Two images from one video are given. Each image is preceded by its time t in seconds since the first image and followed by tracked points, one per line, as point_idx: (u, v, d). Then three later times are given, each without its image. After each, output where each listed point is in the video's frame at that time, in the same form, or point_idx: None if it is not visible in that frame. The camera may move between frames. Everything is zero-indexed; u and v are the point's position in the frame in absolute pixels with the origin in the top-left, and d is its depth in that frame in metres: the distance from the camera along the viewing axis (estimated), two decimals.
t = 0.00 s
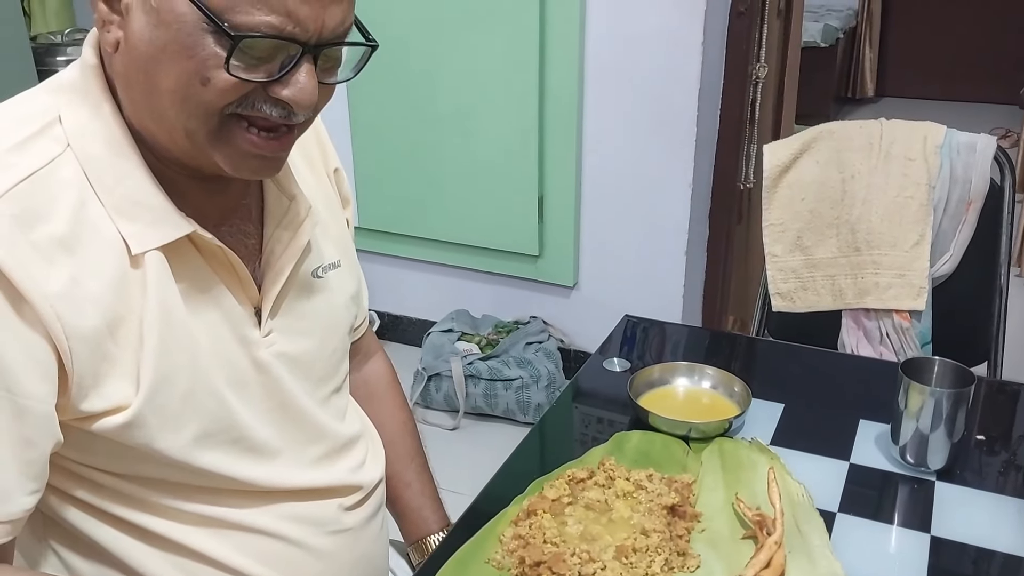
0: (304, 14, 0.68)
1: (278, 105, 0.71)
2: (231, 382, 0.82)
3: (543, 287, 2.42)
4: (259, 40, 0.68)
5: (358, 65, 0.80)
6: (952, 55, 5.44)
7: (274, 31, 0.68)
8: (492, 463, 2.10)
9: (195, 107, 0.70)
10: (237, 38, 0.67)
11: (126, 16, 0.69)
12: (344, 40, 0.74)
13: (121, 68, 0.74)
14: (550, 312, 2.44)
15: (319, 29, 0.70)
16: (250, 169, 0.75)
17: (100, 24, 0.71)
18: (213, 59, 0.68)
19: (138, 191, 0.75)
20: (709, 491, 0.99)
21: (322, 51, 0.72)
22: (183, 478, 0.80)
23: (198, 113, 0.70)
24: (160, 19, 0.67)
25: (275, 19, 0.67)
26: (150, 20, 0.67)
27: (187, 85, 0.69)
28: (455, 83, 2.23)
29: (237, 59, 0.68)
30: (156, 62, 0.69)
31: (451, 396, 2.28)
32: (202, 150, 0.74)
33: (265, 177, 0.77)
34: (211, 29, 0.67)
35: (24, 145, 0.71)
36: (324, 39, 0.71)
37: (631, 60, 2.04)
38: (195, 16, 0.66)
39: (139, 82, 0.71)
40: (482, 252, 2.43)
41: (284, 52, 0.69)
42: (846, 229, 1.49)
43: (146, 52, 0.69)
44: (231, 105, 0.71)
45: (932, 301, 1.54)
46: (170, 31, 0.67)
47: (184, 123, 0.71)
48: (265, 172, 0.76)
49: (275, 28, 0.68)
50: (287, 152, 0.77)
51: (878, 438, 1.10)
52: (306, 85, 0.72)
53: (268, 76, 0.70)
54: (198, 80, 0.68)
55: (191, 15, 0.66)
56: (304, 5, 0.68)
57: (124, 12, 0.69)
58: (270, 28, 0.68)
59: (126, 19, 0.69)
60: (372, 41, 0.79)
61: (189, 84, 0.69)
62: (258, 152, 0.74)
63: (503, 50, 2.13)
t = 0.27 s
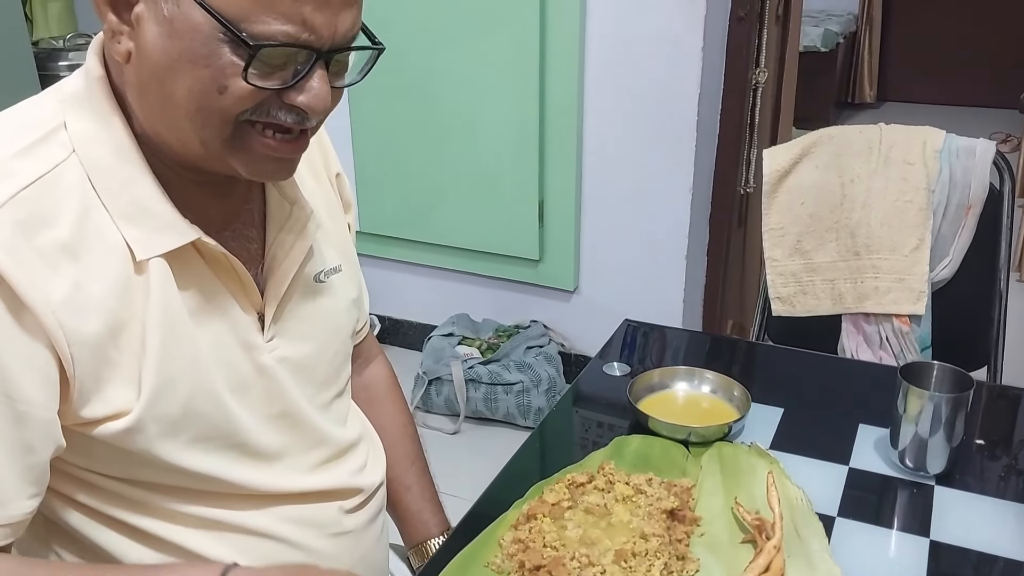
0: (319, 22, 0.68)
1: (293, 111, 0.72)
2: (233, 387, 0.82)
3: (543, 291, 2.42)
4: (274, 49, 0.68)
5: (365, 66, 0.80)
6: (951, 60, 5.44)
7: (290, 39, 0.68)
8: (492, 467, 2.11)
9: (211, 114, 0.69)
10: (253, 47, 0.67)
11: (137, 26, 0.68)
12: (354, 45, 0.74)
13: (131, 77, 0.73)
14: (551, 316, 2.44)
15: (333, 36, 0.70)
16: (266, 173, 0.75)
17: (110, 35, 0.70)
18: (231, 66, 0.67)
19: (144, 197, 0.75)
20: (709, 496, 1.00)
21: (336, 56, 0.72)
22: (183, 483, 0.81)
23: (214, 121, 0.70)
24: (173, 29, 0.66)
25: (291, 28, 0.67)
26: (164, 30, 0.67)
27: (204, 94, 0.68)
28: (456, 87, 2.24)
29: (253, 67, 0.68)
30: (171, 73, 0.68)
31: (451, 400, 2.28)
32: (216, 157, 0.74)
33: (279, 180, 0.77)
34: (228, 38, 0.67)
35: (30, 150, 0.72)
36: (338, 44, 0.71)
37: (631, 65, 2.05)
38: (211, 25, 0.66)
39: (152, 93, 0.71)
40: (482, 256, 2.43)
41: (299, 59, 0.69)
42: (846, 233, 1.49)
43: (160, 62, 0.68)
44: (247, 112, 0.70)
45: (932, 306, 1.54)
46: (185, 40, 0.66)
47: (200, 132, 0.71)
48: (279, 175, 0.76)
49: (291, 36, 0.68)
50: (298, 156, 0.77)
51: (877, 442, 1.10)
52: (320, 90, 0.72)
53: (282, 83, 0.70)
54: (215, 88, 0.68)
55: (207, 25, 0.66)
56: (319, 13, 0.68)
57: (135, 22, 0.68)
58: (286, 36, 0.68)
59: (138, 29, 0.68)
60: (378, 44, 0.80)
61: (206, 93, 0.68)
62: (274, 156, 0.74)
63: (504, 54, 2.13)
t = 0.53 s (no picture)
0: (336, 21, 0.68)
1: (310, 110, 0.72)
2: (236, 389, 0.82)
3: (546, 293, 2.42)
4: (294, 51, 0.68)
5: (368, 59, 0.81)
6: (954, 61, 5.44)
7: (309, 40, 0.68)
8: (494, 469, 2.11)
9: (231, 117, 0.69)
10: (273, 50, 0.67)
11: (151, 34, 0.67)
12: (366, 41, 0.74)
13: (141, 84, 0.72)
14: (553, 318, 2.44)
15: (349, 35, 0.70)
16: (286, 170, 0.75)
17: (121, 40, 0.69)
18: (253, 69, 0.67)
19: (151, 199, 0.75)
20: (711, 497, 1.00)
21: (349, 52, 0.72)
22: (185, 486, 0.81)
23: (234, 124, 0.70)
24: (189, 35, 0.66)
25: (310, 29, 0.67)
26: (180, 37, 0.66)
27: (225, 98, 0.68)
28: (458, 89, 2.24)
29: (274, 70, 0.68)
30: (190, 79, 0.67)
31: (454, 402, 2.28)
32: (234, 159, 0.74)
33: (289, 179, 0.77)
34: (248, 42, 0.66)
35: (35, 153, 0.72)
36: (352, 42, 0.71)
37: (633, 66, 2.05)
38: (231, 29, 0.66)
39: (167, 101, 0.70)
40: (485, 258, 2.43)
41: (316, 59, 0.70)
42: (848, 235, 1.49)
43: (177, 69, 0.67)
44: (266, 115, 0.71)
45: (934, 307, 1.54)
46: (204, 46, 0.66)
47: (219, 135, 0.71)
48: (297, 171, 0.76)
49: (310, 37, 0.68)
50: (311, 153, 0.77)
51: (879, 444, 1.10)
52: (335, 88, 0.72)
53: (301, 83, 0.70)
54: (236, 92, 0.68)
55: (227, 29, 0.65)
56: (337, 13, 0.68)
57: (148, 29, 0.67)
58: (305, 37, 0.68)
59: (151, 37, 0.67)
60: (384, 40, 0.81)
61: (227, 98, 0.68)
62: (292, 154, 0.74)
63: (506, 55, 2.14)
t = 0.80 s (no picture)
0: (339, 17, 0.69)
1: (314, 105, 0.72)
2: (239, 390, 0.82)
3: (548, 294, 2.42)
4: (298, 47, 0.68)
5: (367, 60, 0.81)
6: (957, 63, 5.43)
7: (313, 36, 0.68)
8: (496, 471, 2.10)
9: (238, 115, 0.69)
10: (278, 45, 0.67)
11: (154, 33, 0.67)
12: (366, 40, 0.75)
13: (144, 84, 0.72)
14: (555, 320, 2.44)
15: (351, 31, 0.71)
16: (291, 167, 0.76)
17: (125, 40, 0.68)
18: (259, 65, 0.67)
19: (153, 202, 0.75)
20: (713, 499, 1.00)
21: (351, 49, 0.73)
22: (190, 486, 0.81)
23: (241, 122, 0.70)
24: (195, 34, 0.66)
25: (314, 25, 0.68)
26: (185, 35, 0.66)
27: (232, 96, 0.68)
28: (460, 90, 2.24)
29: (279, 66, 0.68)
30: (195, 77, 0.67)
31: (456, 404, 2.28)
32: (240, 156, 0.74)
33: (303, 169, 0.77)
34: (253, 38, 0.66)
35: (41, 151, 0.72)
36: (354, 39, 0.72)
37: (634, 67, 2.05)
38: (237, 25, 0.66)
39: (172, 101, 0.70)
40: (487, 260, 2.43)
41: (320, 55, 0.70)
42: (850, 236, 1.49)
43: (182, 68, 0.67)
44: (272, 111, 0.71)
45: (937, 309, 1.54)
46: (209, 44, 0.66)
47: (226, 134, 0.71)
48: (302, 165, 0.76)
49: (314, 32, 0.68)
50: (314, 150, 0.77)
51: (882, 445, 1.09)
52: (338, 84, 0.72)
53: (305, 79, 0.70)
54: (243, 88, 0.68)
55: (234, 26, 0.65)
56: (340, 9, 0.68)
57: (150, 29, 0.67)
58: (309, 33, 0.68)
59: (154, 36, 0.67)
60: (382, 36, 0.80)
61: (234, 94, 0.68)
62: (300, 149, 0.74)
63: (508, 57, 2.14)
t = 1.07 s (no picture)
0: (346, 21, 0.69)
1: (319, 108, 0.72)
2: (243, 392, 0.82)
3: (550, 298, 2.42)
4: (306, 50, 0.68)
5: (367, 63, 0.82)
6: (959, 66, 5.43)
7: (321, 39, 0.68)
8: (498, 474, 2.10)
9: (245, 117, 0.69)
10: (287, 48, 0.67)
11: (161, 35, 0.66)
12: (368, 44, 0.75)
13: (150, 85, 0.71)
14: (557, 323, 2.44)
15: (356, 35, 0.71)
16: (294, 170, 0.75)
17: (131, 42, 0.68)
18: (267, 67, 0.67)
19: (156, 203, 0.74)
20: (715, 503, 0.99)
21: (355, 53, 0.73)
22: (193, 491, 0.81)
23: (247, 124, 0.70)
24: (204, 36, 0.65)
25: (322, 29, 0.68)
26: (193, 37, 0.66)
27: (239, 98, 0.68)
28: (462, 93, 2.24)
29: (287, 68, 0.68)
30: (202, 79, 0.67)
31: (458, 408, 2.28)
32: (246, 158, 0.73)
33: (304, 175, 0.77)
34: (262, 41, 0.66)
35: (46, 156, 0.71)
36: (359, 42, 0.72)
37: (636, 71, 2.05)
38: (245, 27, 0.65)
39: (179, 102, 0.69)
40: (489, 263, 2.43)
41: (326, 59, 0.70)
42: (853, 239, 1.49)
43: (189, 70, 0.67)
44: (278, 113, 0.70)
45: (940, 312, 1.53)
46: (217, 46, 0.66)
47: (233, 136, 0.70)
48: (303, 170, 0.76)
49: (321, 36, 0.68)
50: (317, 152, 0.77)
51: (885, 449, 1.09)
52: (343, 87, 0.73)
53: (311, 82, 0.70)
54: (251, 90, 0.68)
55: (242, 28, 0.65)
56: (347, 12, 0.69)
57: (158, 31, 0.67)
58: (317, 36, 0.68)
59: (161, 38, 0.66)
60: (384, 40, 0.80)
61: (241, 97, 0.68)
62: (305, 153, 0.75)
63: (511, 60, 2.14)
